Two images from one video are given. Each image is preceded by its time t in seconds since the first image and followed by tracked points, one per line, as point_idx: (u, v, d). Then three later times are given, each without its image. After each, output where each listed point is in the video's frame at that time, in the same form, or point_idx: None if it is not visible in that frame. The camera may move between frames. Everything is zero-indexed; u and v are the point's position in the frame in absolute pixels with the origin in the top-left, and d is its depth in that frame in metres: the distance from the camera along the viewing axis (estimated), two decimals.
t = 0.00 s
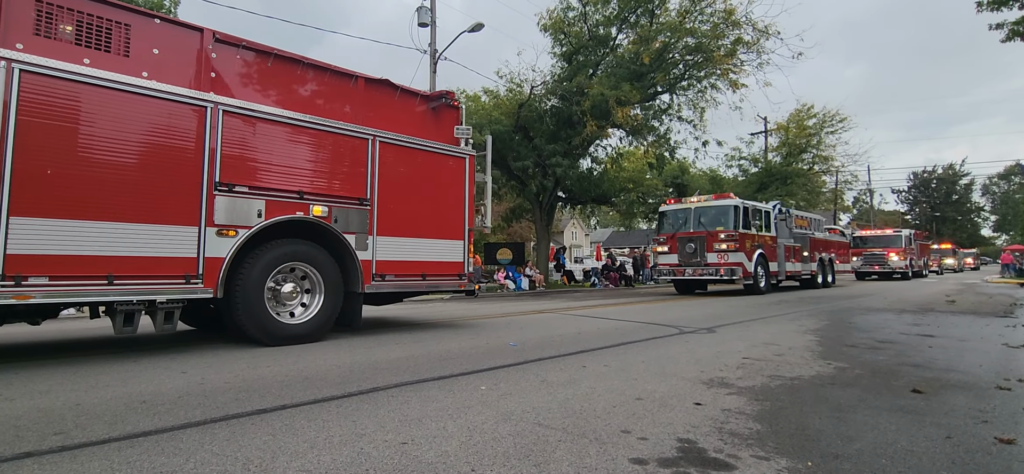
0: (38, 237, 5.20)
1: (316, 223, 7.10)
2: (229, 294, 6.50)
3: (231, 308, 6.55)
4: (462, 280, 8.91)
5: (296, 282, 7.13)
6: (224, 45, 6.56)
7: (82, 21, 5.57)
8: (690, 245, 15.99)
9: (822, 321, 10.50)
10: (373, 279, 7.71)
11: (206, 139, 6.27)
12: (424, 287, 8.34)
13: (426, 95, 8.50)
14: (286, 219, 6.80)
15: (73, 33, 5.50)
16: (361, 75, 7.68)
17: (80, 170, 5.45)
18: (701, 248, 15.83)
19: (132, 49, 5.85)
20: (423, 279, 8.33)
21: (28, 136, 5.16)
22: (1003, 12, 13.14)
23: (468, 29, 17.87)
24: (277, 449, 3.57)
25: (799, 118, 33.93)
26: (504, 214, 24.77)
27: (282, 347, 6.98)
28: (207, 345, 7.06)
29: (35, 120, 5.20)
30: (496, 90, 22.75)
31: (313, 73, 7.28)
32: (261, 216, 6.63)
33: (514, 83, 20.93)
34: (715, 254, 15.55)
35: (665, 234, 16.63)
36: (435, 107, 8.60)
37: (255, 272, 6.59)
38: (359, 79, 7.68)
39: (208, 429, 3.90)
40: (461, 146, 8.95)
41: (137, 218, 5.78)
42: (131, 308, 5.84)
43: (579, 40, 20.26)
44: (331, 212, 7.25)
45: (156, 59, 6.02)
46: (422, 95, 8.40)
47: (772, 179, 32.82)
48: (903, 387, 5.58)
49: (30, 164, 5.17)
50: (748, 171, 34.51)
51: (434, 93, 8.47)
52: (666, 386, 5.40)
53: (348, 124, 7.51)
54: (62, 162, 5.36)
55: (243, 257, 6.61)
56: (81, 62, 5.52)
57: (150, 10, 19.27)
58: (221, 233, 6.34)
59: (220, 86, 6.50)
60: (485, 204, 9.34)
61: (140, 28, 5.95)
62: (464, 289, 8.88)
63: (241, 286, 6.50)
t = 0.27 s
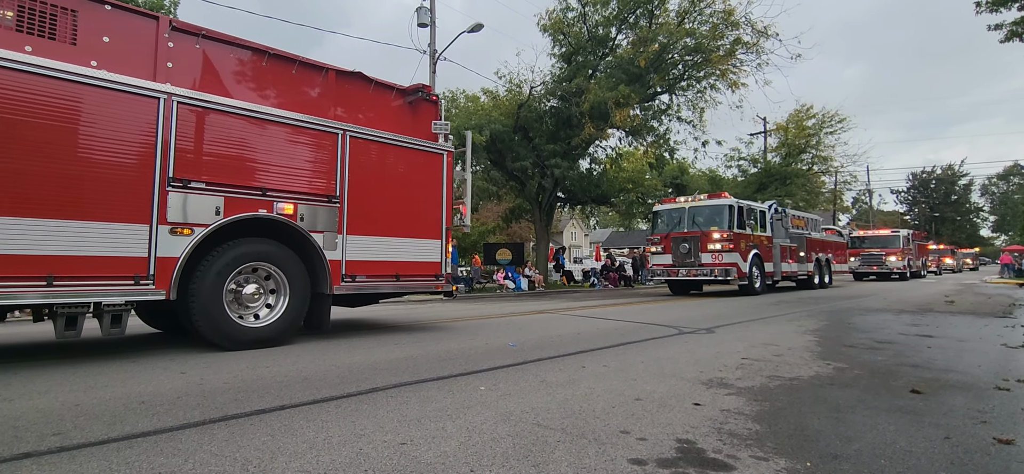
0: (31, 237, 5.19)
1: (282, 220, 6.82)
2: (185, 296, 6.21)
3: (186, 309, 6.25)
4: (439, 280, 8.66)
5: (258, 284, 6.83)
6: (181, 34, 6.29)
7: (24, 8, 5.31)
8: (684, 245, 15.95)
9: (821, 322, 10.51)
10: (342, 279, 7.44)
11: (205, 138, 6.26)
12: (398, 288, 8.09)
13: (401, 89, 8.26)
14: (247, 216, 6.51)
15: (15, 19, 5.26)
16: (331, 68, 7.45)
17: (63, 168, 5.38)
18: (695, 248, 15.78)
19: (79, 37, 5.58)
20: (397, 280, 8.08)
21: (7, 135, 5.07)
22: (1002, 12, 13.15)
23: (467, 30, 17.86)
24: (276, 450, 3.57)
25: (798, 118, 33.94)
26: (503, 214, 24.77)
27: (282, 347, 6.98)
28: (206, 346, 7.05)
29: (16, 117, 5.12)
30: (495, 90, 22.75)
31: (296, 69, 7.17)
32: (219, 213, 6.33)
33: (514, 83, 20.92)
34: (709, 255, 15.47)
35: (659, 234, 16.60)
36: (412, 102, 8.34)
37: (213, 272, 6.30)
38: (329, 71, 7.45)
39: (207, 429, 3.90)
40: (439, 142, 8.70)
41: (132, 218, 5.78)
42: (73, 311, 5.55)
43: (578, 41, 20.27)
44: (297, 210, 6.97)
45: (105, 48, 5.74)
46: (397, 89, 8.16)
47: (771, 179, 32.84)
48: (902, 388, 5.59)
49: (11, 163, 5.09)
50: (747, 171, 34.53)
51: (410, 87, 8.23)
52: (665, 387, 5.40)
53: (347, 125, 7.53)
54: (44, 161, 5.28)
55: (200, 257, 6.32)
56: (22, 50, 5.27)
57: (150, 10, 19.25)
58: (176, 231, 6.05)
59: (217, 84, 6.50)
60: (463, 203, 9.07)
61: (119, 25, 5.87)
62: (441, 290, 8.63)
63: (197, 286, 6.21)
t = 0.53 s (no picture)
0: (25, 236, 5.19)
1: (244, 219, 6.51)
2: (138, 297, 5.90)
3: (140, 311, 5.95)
4: (414, 281, 8.39)
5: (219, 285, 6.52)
6: (135, 22, 6.03)
7: None
8: (678, 244, 15.89)
9: (820, 322, 10.52)
10: (310, 280, 7.16)
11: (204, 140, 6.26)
12: (370, 289, 7.84)
13: (377, 82, 8.01)
14: (203, 214, 6.18)
15: None
16: (301, 59, 7.24)
17: (60, 170, 5.37)
18: (689, 248, 15.73)
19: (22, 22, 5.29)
20: (369, 280, 7.82)
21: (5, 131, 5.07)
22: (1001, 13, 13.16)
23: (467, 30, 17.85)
24: (274, 450, 3.57)
25: (797, 119, 33.97)
26: (502, 214, 24.76)
27: (280, 348, 6.98)
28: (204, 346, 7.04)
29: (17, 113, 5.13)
30: (495, 91, 22.74)
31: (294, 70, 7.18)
32: (174, 210, 6.02)
33: (513, 84, 20.92)
34: (704, 255, 15.41)
35: (653, 233, 16.54)
36: (388, 95, 8.09)
37: (169, 272, 6.01)
38: (297, 63, 7.21)
39: (206, 430, 3.90)
40: (416, 138, 8.38)
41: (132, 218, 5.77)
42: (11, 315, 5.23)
43: (577, 41, 20.27)
44: (260, 208, 6.67)
45: (52, 35, 5.45)
46: (372, 82, 7.92)
47: (770, 179, 32.85)
48: (901, 388, 5.59)
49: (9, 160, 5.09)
50: (747, 172, 34.53)
51: (386, 80, 7.98)
52: (664, 387, 5.40)
53: (346, 125, 7.55)
54: (43, 161, 5.28)
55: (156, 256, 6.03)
56: None
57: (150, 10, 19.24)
58: (125, 230, 5.73)
59: (217, 84, 6.53)
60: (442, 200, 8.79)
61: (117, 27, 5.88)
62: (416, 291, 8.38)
63: (151, 287, 5.91)
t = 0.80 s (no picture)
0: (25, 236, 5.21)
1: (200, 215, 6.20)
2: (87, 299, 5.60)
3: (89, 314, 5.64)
4: (388, 281, 8.13)
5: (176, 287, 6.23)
6: (88, 10, 5.69)
7: None
8: (672, 244, 15.83)
9: (819, 322, 10.52)
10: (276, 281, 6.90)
11: (203, 140, 6.29)
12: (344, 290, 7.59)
13: (351, 75, 7.72)
14: (161, 210, 5.91)
15: None
16: (269, 49, 6.91)
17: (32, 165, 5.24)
18: (683, 248, 15.66)
19: None
20: (341, 281, 7.56)
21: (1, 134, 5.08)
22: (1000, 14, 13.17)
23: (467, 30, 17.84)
24: (273, 450, 3.57)
25: (796, 119, 33.99)
26: (501, 214, 24.76)
27: (279, 348, 6.97)
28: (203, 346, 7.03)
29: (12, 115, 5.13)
30: (494, 91, 22.73)
31: (287, 67, 7.10)
32: (126, 207, 5.72)
33: (513, 84, 20.92)
34: (697, 255, 15.34)
35: (646, 233, 16.47)
36: (363, 89, 7.82)
37: (120, 272, 5.72)
38: (265, 53, 6.89)
39: (205, 430, 3.90)
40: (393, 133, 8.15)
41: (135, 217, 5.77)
42: None
43: (577, 42, 20.27)
44: (221, 204, 6.38)
45: None
46: (345, 76, 7.64)
47: (769, 180, 32.86)
48: (899, 388, 5.60)
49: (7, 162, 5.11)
50: (746, 172, 34.54)
51: (359, 74, 7.67)
52: (663, 387, 5.41)
53: (347, 126, 7.61)
54: (43, 160, 5.29)
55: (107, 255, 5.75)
56: None
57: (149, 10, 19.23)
58: (72, 227, 5.42)
59: (218, 83, 6.52)
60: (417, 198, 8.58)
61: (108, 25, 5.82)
62: (391, 293, 8.11)
63: (100, 288, 5.61)
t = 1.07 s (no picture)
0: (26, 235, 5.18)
1: (156, 212, 5.88)
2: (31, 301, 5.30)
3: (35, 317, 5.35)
4: (362, 281, 7.84)
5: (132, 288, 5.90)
6: None
7: None
8: (665, 244, 15.73)
9: (818, 322, 10.53)
10: (240, 281, 6.59)
11: (203, 140, 6.29)
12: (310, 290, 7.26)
13: (323, 67, 7.59)
14: (111, 207, 5.57)
15: None
16: (233, 39, 6.73)
17: None
18: (676, 247, 15.57)
19: None
20: (312, 281, 7.27)
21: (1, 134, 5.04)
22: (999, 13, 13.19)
23: (466, 30, 17.84)
24: (272, 449, 3.57)
25: (795, 119, 34.02)
26: (501, 214, 24.75)
27: (277, 348, 6.97)
28: (202, 346, 7.03)
29: (10, 114, 5.10)
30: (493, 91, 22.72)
31: (277, 65, 7.12)
32: (74, 202, 5.40)
33: (512, 84, 20.91)
34: (691, 255, 15.26)
35: (640, 232, 16.38)
36: (335, 81, 7.65)
37: (68, 273, 5.40)
38: (231, 44, 6.71)
39: (204, 429, 3.90)
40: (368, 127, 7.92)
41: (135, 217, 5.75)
42: None
43: (576, 41, 20.28)
44: (180, 200, 6.06)
45: None
46: (318, 66, 7.49)
47: (768, 180, 32.87)
48: (898, 387, 5.60)
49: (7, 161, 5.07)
50: (745, 172, 34.56)
51: (331, 65, 7.54)
52: (662, 387, 5.41)
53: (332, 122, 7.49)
54: None
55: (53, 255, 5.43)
56: None
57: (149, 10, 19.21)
58: (11, 224, 5.09)
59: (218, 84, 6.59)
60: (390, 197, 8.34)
61: (103, 24, 5.83)
62: (364, 293, 7.83)
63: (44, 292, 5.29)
